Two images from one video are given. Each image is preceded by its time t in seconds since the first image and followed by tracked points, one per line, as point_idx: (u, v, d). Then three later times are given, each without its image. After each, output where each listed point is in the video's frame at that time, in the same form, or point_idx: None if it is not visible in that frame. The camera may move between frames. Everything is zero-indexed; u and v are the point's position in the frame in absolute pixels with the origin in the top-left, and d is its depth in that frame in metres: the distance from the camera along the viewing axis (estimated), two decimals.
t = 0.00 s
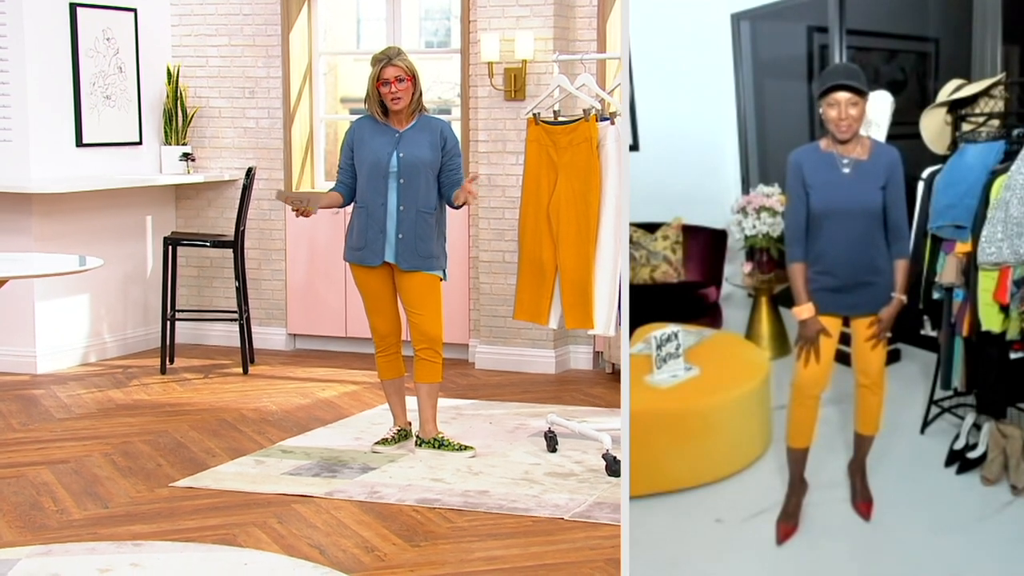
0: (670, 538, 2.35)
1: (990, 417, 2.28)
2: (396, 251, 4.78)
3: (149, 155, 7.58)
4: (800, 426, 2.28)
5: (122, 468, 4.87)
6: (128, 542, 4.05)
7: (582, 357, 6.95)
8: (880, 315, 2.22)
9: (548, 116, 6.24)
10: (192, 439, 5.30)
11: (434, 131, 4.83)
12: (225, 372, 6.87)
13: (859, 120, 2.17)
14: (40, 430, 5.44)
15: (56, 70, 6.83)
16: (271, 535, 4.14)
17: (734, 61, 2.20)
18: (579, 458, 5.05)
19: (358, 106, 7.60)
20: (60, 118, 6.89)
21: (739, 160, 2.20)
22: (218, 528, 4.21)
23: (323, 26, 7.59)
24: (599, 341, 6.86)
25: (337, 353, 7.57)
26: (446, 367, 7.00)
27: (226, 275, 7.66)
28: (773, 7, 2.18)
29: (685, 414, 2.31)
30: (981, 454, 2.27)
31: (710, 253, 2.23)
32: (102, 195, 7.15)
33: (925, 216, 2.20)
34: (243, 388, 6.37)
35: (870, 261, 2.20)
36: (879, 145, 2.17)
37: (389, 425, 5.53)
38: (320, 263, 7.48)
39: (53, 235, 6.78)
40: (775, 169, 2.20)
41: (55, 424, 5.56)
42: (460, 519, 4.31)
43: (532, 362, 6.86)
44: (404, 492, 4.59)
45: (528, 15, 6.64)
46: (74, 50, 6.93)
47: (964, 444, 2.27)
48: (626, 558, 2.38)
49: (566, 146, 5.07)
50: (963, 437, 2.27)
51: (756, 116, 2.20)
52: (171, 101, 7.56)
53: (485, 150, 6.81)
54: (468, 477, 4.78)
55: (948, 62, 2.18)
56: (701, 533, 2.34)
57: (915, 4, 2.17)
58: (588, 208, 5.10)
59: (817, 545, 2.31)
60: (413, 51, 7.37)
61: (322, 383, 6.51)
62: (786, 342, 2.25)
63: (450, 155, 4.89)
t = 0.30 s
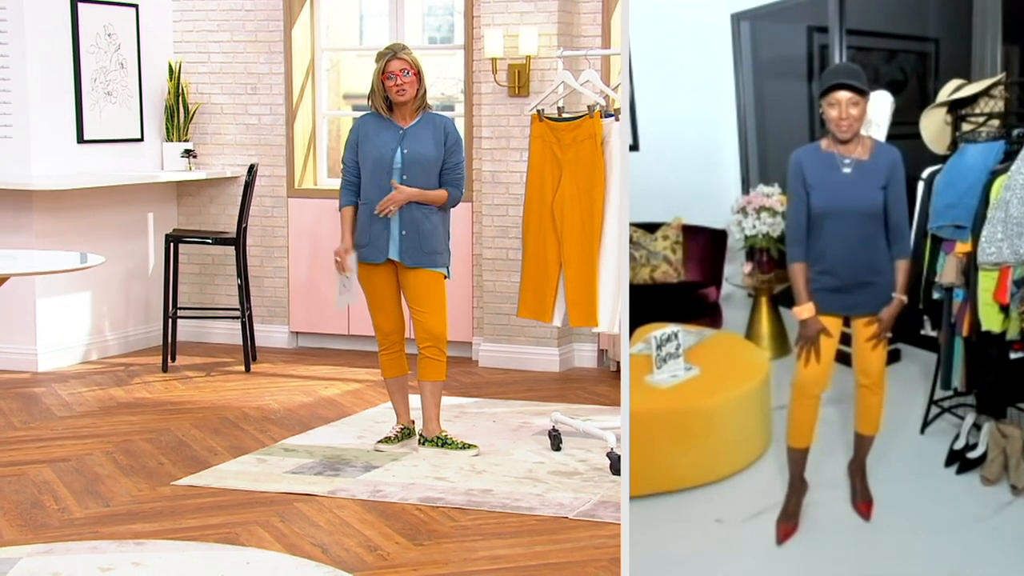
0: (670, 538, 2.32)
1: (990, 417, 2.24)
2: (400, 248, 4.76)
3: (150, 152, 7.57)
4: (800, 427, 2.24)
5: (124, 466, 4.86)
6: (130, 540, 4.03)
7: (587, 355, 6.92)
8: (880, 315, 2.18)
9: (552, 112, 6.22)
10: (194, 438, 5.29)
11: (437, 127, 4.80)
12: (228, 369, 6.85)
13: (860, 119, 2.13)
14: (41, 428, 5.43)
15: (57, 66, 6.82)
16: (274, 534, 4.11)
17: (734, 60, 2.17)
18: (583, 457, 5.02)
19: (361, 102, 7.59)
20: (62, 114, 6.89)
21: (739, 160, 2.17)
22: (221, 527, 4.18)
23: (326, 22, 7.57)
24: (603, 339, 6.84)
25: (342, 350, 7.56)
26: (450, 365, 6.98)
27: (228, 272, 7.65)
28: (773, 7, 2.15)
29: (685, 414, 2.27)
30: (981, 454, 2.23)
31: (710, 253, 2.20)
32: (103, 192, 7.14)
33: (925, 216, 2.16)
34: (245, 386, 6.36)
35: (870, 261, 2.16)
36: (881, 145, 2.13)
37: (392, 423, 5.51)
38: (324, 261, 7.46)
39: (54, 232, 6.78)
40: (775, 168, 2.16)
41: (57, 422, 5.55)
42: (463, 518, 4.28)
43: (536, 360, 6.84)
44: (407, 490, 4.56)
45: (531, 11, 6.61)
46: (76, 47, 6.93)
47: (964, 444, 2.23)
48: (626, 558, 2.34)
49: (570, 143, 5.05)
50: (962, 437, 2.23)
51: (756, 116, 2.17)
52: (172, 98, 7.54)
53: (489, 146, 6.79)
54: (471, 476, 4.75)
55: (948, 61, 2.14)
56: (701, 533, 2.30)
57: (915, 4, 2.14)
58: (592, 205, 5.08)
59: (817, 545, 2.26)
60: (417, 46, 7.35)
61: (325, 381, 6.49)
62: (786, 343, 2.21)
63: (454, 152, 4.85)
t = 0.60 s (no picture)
0: (669, 539, 2.29)
1: (990, 417, 2.23)
2: (400, 246, 4.75)
3: (151, 151, 7.56)
4: (800, 427, 2.21)
5: (124, 466, 4.85)
6: (130, 540, 4.02)
7: (588, 355, 6.91)
8: (881, 315, 2.16)
9: (553, 111, 6.22)
10: (194, 437, 5.28)
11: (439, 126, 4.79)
12: (229, 369, 6.84)
13: (862, 120, 2.11)
14: (41, 428, 5.43)
15: (57, 64, 6.82)
16: (274, 533, 4.10)
17: (734, 60, 2.15)
18: (585, 457, 5.01)
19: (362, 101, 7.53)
20: (63, 113, 6.88)
21: (739, 160, 2.15)
22: (221, 526, 4.17)
23: (328, 20, 7.56)
24: (605, 339, 6.83)
25: (344, 350, 7.55)
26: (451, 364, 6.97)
27: (229, 271, 7.65)
28: (773, 7, 2.13)
29: (685, 414, 2.24)
30: (981, 454, 2.22)
31: (710, 253, 2.17)
32: (103, 191, 7.14)
33: (925, 216, 2.15)
34: (246, 386, 6.35)
35: (871, 261, 2.14)
36: (882, 145, 2.12)
37: (393, 422, 5.50)
38: (325, 260, 7.45)
39: (54, 231, 6.77)
40: (775, 168, 2.14)
41: (57, 422, 5.55)
42: (464, 518, 4.26)
43: (538, 359, 6.82)
44: (408, 490, 4.55)
45: (533, 9, 6.61)
46: (76, 46, 6.93)
47: (964, 444, 2.22)
48: (625, 558, 2.32)
49: (572, 142, 5.04)
50: (963, 437, 2.22)
51: (756, 117, 2.15)
52: (173, 97, 7.54)
53: (490, 145, 6.78)
54: (472, 475, 4.74)
55: (948, 61, 2.13)
56: (700, 533, 2.28)
57: (915, 4, 2.12)
58: (593, 204, 5.05)
59: (817, 546, 2.24)
60: (418, 45, 7.35)
61: (326, 381, 6.49)
62: (786, 343, 2.18)
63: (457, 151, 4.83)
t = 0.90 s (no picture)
0: (669, 539, 2.29)
1: (990, 417, 2.23)
2: (402, 245, 4.74)
3: (151, 151, 7.56)
4: (800, 427, 2.22)
5: (125, 465, 4.85)
6: (130, 540, 4.02)
7: (588, 355, 6.91)
8: (882, 315, 2.16)
9: (553, 111, 6.22)
10: (194, 437, 5.28)
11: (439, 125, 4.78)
12: (228, 369, 6.84)
13: (862, 119, 2.11)
14: (41, 428, 5.43)
15: (58, 64, 6.82)
16: (275, 533, 4.10)
17: (733, 59, 2.15)
18: (585, 457, 5.01)
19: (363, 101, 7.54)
20: (63, 113, 6.89)
21: (739, 160, 2.15)
22: (222, 526, 4.17)
23: (328, 20, 7.56)
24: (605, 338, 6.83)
25: (344, 350, 7.55)
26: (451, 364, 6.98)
27: (230, 271, 7.65)
28: (773, 7, 2.13)
29: (685, 414, 2.24)
30: (981, 454, 2.22)
31: (710, 253, 2.17)
32: (103, 191, 7.14)
33: (925, 216, 2.15)
34: (246, 385, 6.35)
35: (871, 261, 2.14)
36: (883, 145, 2.12)
37: (393, 422, 5.50)
38: (325, 260, 7.45)
39: (54, 231, 6.78)
40: (775, 168, 2.14)
41: (57, 421, 5.55)
42: (465, 517, 4.26)
43: (538, 359, 6.83)
44: (409, 490, 4.55)
45: (533, 9, 6.61)
46: (76, 46, 6.93)
47: (964, 444, 2.22)
48: (626, 558, 2.31)
49: (572, 141, 5.04)
50: (963, 437, 2.22)
51: (756, 116, 2.15)
52: (173, 97, 7.54)
53: (489, 145, 6.78)
54: (472, 475, 4.74)
55: (948, 61, 2.13)
56: (701, 533, 2.27)
57: (914, 4, 2.13)
58: (594, 203, 5.05)
59: (818, 546, 2.24)
60: (419, 45, 7.35)
61: (326, 380, 6.49)
62: (786, 342, 2.18)
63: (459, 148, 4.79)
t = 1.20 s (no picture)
0: (669, 539, 2.29)
1: (990, 417, 2.22)
2: (399, 245, 4.74)
3: (151, 151, 7.56)
4: (800, 427, 2.22)
5: (125, 465, 4.86)
6: (130, 540, 4.02)
7: (588, 355, 6.91)
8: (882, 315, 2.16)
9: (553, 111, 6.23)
10: (195, 437, 5.28)
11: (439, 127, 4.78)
12: (228, 369, 6.84)
13: (863, 119, 2.11)
14: (41, 428, 5.43)
15: (58, 64, 6.82)
16: (275, 533, 4.10)
17: (734, 59, 2.14)
18: (585, 456, 5.01)
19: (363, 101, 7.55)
20: (64, 113, 6.89)
21: (739, 160, 2.15)
22: (222, 526, 4.17)
23: (328, 20, 7.56)
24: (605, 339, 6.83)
25: (344, 349, 7.55)
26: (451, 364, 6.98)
27: (230, 271, 7.65)
28: (774, 7, 2.13)
29: (685, 414, 2.23)
30: (981, 454, 2.22)
31: (710, 253, 2.17)
32: (103, 191, 7.14)
33: (925, 216, 2.15)
34: (246, 385, 6.35)
35: (870, 261, 2.14)
36: (883, 145, 2.12)
37: (393, 422, 5.50)
38: (325, 260, 7.45)
39: (54, 230, 6.78)
40: (776, 168, 2.14)
41: (57, 421, 5.55)
42: (465, 517, 4.26)
43: (539, 359, 6.83)
44: (409, 490, 4.55)
45: (533, 9, 6.61)
46: (76, 46, 6.94)
47: (964, 444, 2.22)
48: (626, 558, 2.31)
49: (572, 141, 5.04)
50: (962, 437, 2.22)
51: (756, 116, 2.14)
52: (173, 97, 7.54)
53: (489, 145, 6.79)
54: (472, 475, 4.74)
55: (948, 61, 2.13)
56: (700, 533, 2.27)
57: (914, 4, 2.13)
58: (594, 203, 5.06)
59: (817, 546, 2.24)
60: (419, 44, 7.35)
61: (326, 380, 6.49)
62: (786, 342, 2.19)
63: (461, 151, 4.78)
